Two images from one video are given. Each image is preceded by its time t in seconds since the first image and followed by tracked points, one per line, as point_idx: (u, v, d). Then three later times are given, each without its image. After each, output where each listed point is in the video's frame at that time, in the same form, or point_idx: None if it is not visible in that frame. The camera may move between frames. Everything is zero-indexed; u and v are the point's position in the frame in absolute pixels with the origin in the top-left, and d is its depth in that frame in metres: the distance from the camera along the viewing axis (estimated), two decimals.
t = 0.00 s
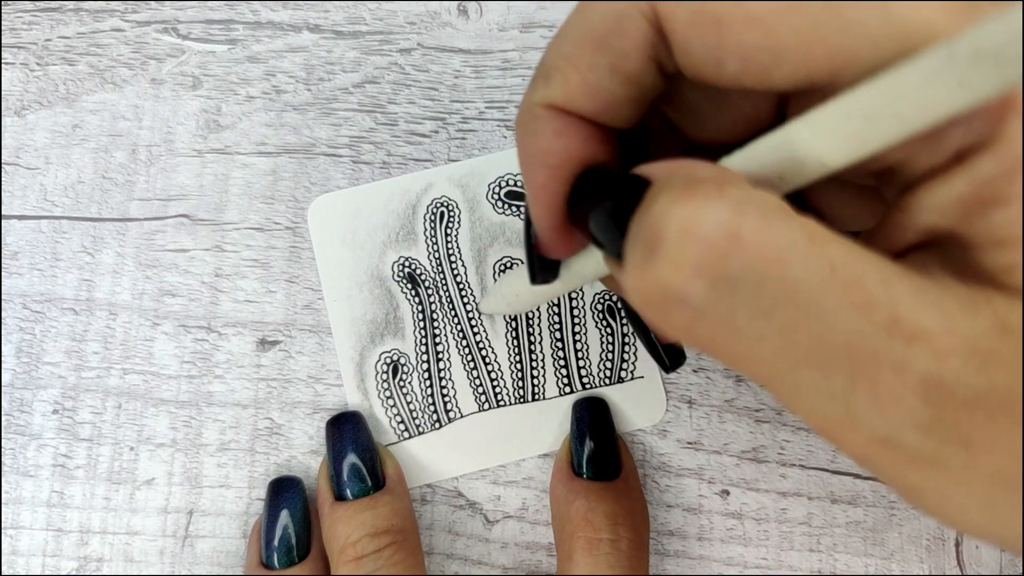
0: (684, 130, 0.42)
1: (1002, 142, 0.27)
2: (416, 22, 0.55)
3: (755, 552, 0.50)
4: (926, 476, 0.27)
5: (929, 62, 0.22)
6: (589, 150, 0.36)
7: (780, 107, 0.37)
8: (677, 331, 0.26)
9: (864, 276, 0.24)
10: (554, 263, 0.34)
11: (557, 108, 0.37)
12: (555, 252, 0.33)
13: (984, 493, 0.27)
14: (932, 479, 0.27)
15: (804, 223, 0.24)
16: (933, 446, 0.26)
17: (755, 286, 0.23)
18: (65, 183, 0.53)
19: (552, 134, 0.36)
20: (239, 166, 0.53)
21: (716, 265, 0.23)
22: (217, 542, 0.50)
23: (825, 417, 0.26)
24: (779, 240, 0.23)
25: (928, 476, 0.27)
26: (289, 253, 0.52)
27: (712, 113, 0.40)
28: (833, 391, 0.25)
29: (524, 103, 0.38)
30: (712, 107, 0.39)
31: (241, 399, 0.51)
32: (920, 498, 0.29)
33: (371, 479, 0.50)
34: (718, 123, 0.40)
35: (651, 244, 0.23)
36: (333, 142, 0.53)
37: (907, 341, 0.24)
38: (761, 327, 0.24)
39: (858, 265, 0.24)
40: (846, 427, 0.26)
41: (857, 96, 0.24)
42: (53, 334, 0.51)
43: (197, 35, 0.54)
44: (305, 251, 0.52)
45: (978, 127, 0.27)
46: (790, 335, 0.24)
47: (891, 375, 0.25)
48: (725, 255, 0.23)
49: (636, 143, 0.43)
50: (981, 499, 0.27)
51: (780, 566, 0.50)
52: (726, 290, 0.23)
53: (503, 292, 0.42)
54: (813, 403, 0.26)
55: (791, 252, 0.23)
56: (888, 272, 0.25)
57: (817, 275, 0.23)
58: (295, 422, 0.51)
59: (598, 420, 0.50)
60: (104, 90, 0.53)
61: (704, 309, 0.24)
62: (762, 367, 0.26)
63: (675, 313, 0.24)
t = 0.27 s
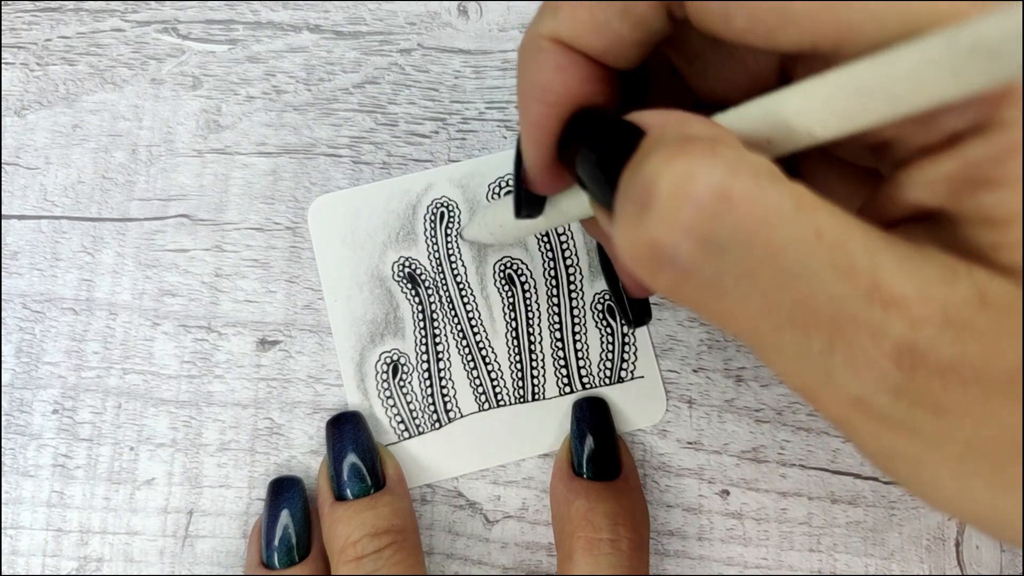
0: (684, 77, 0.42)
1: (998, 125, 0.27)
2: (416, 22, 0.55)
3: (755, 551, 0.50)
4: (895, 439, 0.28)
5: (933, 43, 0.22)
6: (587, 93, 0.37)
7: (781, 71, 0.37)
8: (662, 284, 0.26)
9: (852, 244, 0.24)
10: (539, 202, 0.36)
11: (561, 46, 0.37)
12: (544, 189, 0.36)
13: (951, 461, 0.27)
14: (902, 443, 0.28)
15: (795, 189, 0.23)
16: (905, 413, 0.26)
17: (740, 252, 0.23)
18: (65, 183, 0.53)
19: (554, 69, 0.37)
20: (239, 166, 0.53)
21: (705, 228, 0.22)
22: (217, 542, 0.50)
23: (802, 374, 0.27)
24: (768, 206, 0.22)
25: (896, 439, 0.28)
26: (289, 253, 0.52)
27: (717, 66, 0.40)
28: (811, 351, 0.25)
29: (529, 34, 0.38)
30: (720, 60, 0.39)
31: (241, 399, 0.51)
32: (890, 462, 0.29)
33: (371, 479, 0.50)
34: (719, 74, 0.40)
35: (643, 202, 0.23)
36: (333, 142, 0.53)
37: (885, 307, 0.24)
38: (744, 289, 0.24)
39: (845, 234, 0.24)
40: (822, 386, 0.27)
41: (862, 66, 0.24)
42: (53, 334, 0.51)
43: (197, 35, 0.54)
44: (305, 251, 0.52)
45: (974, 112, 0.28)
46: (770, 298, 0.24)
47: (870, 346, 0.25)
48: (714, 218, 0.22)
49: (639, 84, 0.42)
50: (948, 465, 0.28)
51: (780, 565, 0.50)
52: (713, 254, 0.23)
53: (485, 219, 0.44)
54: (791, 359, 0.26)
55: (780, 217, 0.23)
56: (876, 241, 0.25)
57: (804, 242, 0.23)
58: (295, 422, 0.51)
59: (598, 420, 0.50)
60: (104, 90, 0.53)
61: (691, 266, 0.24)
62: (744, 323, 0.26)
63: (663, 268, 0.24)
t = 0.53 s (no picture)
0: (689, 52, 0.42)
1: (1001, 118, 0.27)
2: (416, 22, 0.55)
3: (755, 551, 0.50)
4: (889, 423, 0.28)
5: (939, 34, 0.22)
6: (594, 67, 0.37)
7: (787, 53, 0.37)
8: (664, 262, 0.26)
9: (853, 228, 0.24)
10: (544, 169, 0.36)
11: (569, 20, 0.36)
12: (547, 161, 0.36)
13: (946, 449, 0.27)
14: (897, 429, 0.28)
15: (798, 171, 0.24)
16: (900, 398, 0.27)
17: (740, 232, 0.23)
18: (65, 183, 0.53)
19: (561, 44, 0.36)
20: (239, 166, 0.53)
21: (708, 206, 0.22)
22: (217, 542, 0.50)
23: (800, 355, 0.27)
24: (769, 189, 0.23)
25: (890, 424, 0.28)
26: (289, 254, 0.52)
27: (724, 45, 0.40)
28: (808, 331, 0.25)
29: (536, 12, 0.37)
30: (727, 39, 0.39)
31: (241, 399, 0.51)
32: (884, 447, 0.30)
33: (371, 479, 0.50)
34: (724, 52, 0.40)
35: (646, 178, 0.23)
36: (333, 142, 0.53)
37: (884, 290, 0.24)
38: (742, 270, 0.24)
39: (848, 218, 0.24)
40: (819, 366, 0.27)
41: (870, 56, 0.24)
42: (53, 334, 0.51)
43: (196, 35, 0.54)
44: (305, 251, 0.52)
45: (976, 106, 0.28)
46: (769, 279, 0.24)
47: (867, 329, 0.25)
48: (715, 197, 0.22)
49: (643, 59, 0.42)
50: (941, 452, 0.28)
51: (780, 565, 0.50)
52: (714, 234, 0.23)
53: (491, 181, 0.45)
54: (790, 338, 0.26)
55: (780, 200, 0.23)
56: (877, 226, 0.25)
57: (804, 225, 0.23)
58: (295, 422, 0.51)
59: (598, 420, 0.50)
60: (104, 90, 0.53)
61: (692, 246, 0.24)
62: (743, 302, 0.26)
63: (666, 245, 0.24)
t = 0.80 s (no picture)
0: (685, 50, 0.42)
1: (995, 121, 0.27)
2: (416, 22, 0.55)
3: (755, 551, 0.50)
4: (886, 426, 0.28)
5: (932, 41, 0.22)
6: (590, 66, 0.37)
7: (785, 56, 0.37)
8: (658, 267, 0.26)
9: (845, 231, 0.24)
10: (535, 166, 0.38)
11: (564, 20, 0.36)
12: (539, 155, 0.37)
13: (940, 448, 0.27)
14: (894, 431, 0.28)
15: (788, 176, 0.24)
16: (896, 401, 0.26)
17: (731, 237, 0.23)
18: (65, 183, 0.53)
19: (554, 45, 0.36)
20: (239, 166, 0.53)
21: (700, 213, 0.22)
22: (217, 543, 0.50)
23: (794, 358, 0.27)
24: (760, 192, 0.23)
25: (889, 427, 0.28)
26: (289, 254, 0.52)
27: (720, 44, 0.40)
28: (801, 333, 0.25)
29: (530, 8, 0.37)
30: (723, 40, 0.39)
31: (241, 399, 0.51)
32: (883, 451, 0.29)
33: (372, 479, 0.50)
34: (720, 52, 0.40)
35: (638, 186, 0.23)
36: (333, 142, 0.53)
37: (876, 292, 0.24)
38: (735, 274, 0.24)
39: (839, 222, 0.24)
40: (814, 369, 0.27)
41: (862, 61, 0.24)
42: (53, 334, 0.51)
43: (196, 35, 0.54)
44: (305, 251, 0.52)
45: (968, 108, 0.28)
46: (761, 282, 0.24)
47: (860, 332, 0.25)
48: (707, 204, 0.22)
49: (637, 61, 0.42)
50: (939, 453, 0.28)
51: (780, 565, 0.50)
52: (706, 238, 0.23)
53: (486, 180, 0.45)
54: (784, 342, 0.26)
55: (771, 204, 0.23)
56: (869, 229, 0.25)
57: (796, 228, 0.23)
58: (295, 422, 0.51)
59: (598, 420, 0.50)
60: (104, 90, 0.53)
61: (685, 251, 0.24)
62: (737, 306, 0.26)
63: (660, 251, 0.24)
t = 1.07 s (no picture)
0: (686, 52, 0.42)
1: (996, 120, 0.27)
2: (416, 22, 0.55)
3: (755, 551, 0.50)
4: (887, 421, 0.28)
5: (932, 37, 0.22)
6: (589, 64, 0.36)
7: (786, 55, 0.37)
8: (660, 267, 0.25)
9: (847, 231, 0.24)
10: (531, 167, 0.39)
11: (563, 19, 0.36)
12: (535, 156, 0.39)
13: (942, 443, 0.28)
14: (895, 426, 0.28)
15: (790, 176, 0.23)
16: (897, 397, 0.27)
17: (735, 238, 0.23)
18: (65, 183, 0.53)
19: (552, 41, 0.36)
20: (239, 166, 0.53)
21: (705, 214, 0.22)
22: (217, 543, 0.50)
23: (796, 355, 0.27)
24: (764, 192, 0.22)
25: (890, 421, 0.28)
26: (289, 254, 0.52)
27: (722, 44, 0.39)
28: (803, 330, 0.26)
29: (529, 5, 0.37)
30: (725, 42, 0.39)
31: (241, 399, 0.51)
32: (884, 444, 0.30)
33: (372, 478, 0.50)
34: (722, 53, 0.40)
35: (642, 187, 0.23)
36: (333, 142, 0.53)
37: (877, 290, 0.24)
38: (738, 273, 0.24)
39: (842, 222, 0.24)
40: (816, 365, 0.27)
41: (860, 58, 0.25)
42: (53, 334, 0.51)
43: (196, 35, 0.54)
44: (305, 251, 0.52)
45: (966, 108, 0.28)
46: (764, 281, 0.24)
47: (862, 330, 0.25)
48: (712, 206, 0.22)
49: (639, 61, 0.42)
50: (939, 448, 0.28)
51: (780, 565, 0.50)
52: (710, 239, 0.23)
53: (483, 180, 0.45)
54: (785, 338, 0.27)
55: (776, 204, 0.23)
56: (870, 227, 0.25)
57: (800, 228, 0.23)
58: (295, 422, 0.51)
59: (598, 420, 0.50)
60: (104, 90, 0.53)
61: (689, 251, 0.24)
62: (739, 303, 0.26)
63: (662, 252, 0.24)
